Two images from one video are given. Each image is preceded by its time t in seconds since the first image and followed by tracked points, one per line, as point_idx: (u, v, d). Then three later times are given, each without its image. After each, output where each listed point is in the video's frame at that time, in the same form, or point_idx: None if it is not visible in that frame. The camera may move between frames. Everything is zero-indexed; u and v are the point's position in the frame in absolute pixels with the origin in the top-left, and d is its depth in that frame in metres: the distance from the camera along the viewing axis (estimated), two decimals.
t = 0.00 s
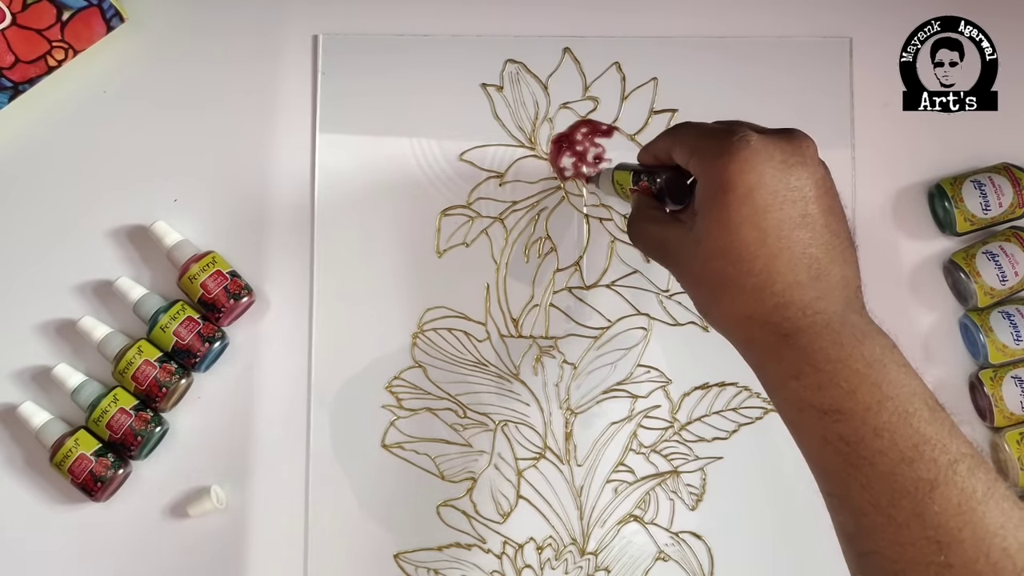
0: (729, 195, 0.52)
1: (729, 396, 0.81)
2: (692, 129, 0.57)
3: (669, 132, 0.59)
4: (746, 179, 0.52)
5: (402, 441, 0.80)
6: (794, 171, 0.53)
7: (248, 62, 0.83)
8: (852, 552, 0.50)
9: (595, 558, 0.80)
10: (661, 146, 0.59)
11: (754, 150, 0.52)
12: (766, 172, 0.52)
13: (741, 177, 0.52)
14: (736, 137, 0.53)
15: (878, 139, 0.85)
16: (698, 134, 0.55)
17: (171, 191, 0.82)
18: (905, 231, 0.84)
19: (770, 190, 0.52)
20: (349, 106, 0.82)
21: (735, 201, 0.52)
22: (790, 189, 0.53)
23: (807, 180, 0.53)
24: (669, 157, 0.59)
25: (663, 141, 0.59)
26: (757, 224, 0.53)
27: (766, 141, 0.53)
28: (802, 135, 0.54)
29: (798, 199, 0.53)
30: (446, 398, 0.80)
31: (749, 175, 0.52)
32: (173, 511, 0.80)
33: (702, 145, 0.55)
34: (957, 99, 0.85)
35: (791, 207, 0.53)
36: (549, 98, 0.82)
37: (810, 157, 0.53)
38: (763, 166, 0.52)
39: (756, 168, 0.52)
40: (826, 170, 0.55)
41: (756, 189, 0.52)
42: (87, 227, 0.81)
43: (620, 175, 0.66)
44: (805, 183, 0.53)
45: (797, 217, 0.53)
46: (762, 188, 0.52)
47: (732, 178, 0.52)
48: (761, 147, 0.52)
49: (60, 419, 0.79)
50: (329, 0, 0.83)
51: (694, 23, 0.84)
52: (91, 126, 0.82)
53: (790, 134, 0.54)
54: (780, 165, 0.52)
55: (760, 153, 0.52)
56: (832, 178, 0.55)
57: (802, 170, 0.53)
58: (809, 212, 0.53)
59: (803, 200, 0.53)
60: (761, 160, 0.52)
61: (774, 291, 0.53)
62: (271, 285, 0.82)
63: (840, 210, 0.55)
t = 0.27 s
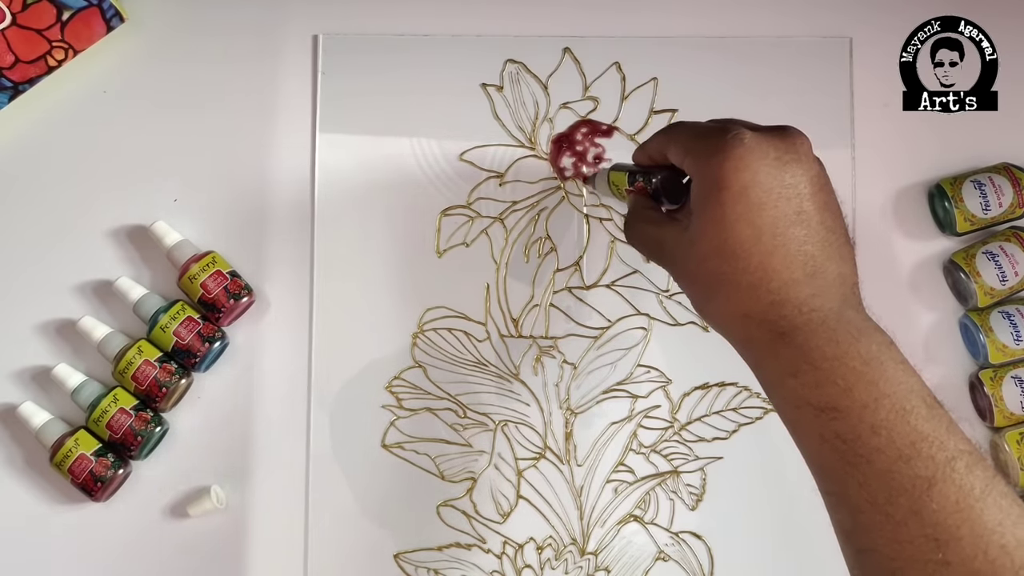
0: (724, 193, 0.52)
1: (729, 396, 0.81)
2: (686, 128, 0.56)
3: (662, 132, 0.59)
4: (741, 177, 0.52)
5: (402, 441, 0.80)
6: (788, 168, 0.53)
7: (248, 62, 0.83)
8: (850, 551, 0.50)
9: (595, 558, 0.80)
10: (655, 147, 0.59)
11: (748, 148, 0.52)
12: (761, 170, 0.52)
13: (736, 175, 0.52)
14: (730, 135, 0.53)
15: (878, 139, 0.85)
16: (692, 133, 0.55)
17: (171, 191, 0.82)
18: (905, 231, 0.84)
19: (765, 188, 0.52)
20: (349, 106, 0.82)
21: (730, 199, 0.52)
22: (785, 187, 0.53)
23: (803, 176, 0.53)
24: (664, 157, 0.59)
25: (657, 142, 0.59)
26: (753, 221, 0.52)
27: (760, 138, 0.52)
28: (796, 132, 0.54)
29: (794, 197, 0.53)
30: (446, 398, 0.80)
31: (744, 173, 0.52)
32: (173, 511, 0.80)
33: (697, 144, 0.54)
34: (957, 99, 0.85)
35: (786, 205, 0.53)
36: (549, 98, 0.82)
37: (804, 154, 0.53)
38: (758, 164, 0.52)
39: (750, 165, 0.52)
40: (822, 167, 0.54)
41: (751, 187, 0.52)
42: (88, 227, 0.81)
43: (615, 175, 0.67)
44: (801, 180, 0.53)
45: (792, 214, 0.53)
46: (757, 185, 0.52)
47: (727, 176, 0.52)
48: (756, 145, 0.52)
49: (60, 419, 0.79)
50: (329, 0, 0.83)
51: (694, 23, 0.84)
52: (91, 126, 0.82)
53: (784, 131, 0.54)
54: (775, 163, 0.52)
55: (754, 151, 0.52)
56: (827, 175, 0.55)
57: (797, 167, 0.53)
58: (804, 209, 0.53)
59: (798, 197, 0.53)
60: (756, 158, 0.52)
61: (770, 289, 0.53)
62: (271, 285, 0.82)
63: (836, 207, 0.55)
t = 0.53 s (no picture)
0: (716, 189, 0.52)
1: (729, 396, 0.81)
2: (678, 123, 0.56)
3: (656, 127, 0.59)
4: (732, 173, 0.52)
5: (402, 441, 0.80)
6: (780, 164, 0.53)
7: (248, 62, 0.83)
8: (841, 547, 0.50)
9: (595, 558, 0.80)
10: (648, 143, 0.59)
11: (740, 144, 0.52)
12: (753, 166, 0.52)
13: (728, 171, 0.52)
14: (722, 131, 0.53)
15: (878, 139, 0.85)
16: (684, 128, 0.55)
17: (171, 191, 0.82)
18: (904, 230, 0.84)
19: (756, 185, 0.52)
20: (349, 106, 0.82)
21: (721, 195, 0.52)
22: (776, 184, 0.53)
23: (794, 173, 0.53)
24: (657, 152, 0.59)
25: (650, 138, 0.59)
26: (744, 218, 0.53)
27: (752, 135, 0.53)
28: (788, 128, 0.54)
29: (785, 194, 0.53)
30: (447, 398, 0.80)
31: (735, 169, 0.52)
32: (173, 511, 0.80)
33: (689, 139, 0.54)
34: (957, 99, 0.85)
35: (777, 201, 0.53)
36: (549, 98, 0.82)
37: (797, 151, 0.54)
38: (749, 160, 0.52)
39: (742, 162, 0.52)
40: (814, 163, 0.55)
41: (743, 184, 0.52)
42: (87, 227, 0.81)
43: (611, 170, 0.66)
44: (793, 176, 0.53)
45: (784, 211, 0.53)
46: (748, 182, 0.52)
47: (719, 172, 0.52)
48: (747, 141, 0.52)
49: (60, 419, 0.79)
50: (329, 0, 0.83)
51: (694, 23, 0.84)
52: (91, 126, 0.82)
53: (776, 128, 0.54)
54: (767, 159, 0.53)
55: (746, 147, 0.52)
56: (820, 171, 0.55)
57: (789, 164, 0.53)
58: (795, 206, 0.54)
59: (790, 194, 0.53)
60: (747, 154, 0.52)
61: (761, 286, 0.54)
62: (271, 285, 0.82)
63: (827, 204, 0.55)
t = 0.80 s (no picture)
0: (711, 182, 0.52)
1: (729, 396, 0.81)
2: (675, 114, 0.56)
3: (654, 112, 0.59)
4: (728, 167, 0.51)
5: (402, 441, 0.80)
6: (777, 158, 0.52)
7: (248, 62, 0.83)
8: (832, 540, 0.50)
9: (595, 558, 0.80)
10: (645, 126, 0.59)
11: (737, 137, 0.51)
12: (749, 160, 0.52)
13: (723, 165, 0.51)
14: (719, 124, 0.52)
15: (878, 139, 0.85)
16: (680, 120, 0.55)
17: (171, 191, 0.82)
18: (904, 230, 0.84)
19: (753, 178, 0.52)
20: (349, 106, 0.82)
21: (717, 189, 0.52)
22: (773, 178, 0.52)
23: (791, 168, 0.53)
24: (653, 137, 0.59)
25: (648, 122, 0.59)
26: (739, 212, 0.52)
27: (749, 128, 0.52)
28: (786, 121, 0.54)
29: (781, 188, 0.53)
30: (446, 398, 0.80)
31: (731, 163, 0.51)
32: (173, 511, 0.80)
33: (686, 130, 0.54)
34: (957, 99, 0.85)
35: (773, 195, 0.53)
36: (549, 98, 0.82)
37: (794, 144, 0.53)
38: (746, 154, 0.51)
39: (738, 155, 0.51)
40: (812, 157, 0.54)
41: (738, 178, 0.52)
42: (87, 227, 0.81)
43: (603, 154, 0.66)
44: (789, 171, 0.53)
45: (779, 206, 0.53)
46: (744, 176, 0.52)
47: (715, 166, 0.51)
48: (745, 134, 0.52)
49: (60, 419, 0.79)
50: (329, 0, 0.83)
51: (694, 23, 0.84)
52: (90, 126, 0.82)
53: (774, 120, 0.53)
54: (764, 153, 0.52)
55: (743, 140, 0.51)
56: (817, 166, 0.54)
57: (786, 158, 0.53)
58: (792, 200, 0.53)
59: (786, 188, 0.53)
60: (744, 147, 0.51)
61: (755, 280, 0.53)
62: (271, 285, 0.82)
63: (823, 198, 0.55)
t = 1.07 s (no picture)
0: (698, 176, 0.52)
1: (729, 396, 0.81)
2: (660, 112, 0.57)
3: (640, 114, 0.59)
4: (713, 162, 0.52)
5: (402, 441, 0.80)
6: (761, 153, 0.53)
7: (248, 61, 0.83)
8: (822, 534, 0.50)
9: (595, 558, 0.80)
10: (632, 128, 0.59)
11: (721, 132, 0.52)
12: (734, 155, 0.53)
13: (709, 159, 0.52)
14: (704, 120, 0.53)
15: (878, 139, 0.85)
16: (665, 117, 0.56)
17: (171, 191, 0.82)
18: (904, 230, 0.84)
19: (738, 173, 0.53)
20: (349, 106, 0.82)
21: (703, 183, 0.52)
22: (757, 172, 0.53)
23: (775, 162, 0.54)
24: (641, 140, 0.59)
25: (634, 124, 0.59)
26: (725, 206, 0.53)
27: (733, 123, 0.53)
28: (770, 117, 0.55)
29: (766, 182, 0.54)
30: (447, 398, 0.80)
31: (716, 158, 0.52)
32: (173, 511, 0.80)
33: (671, 127, 0.55)
34: (957, 99, 0.85)
35: (758, 189, 0.54)
36: (549, 98, 0.82)
37: (778, 140, 0.54)
38: (730, 150, 0.52)
39: (722, 150, 0.52)
40: (795, 152, 0.55)
41: (723, 172, 0.52)
42: (87, 227, 0.81)
43: (597, 158, 0.65)
44: (774, 165, 0.54)
45: (765, 199, 0.54)
46: (729, 170, 0.52)
47: (700, 161, 0.52)
48: (728, 130, 0.53)
49: (60, 419, 0.79)
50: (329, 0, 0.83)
51: (695, 23, 0.84)
52: (90, 125, 0.82)
53: (757, 116, 0.55)
54: (748, 148, 0.53)
55: (727, 136, 0.52)
56: (801, 161, 0.56)
57: (770, 152, 0.54)
58: (776, 194, 0.54)
59: (771, 182, 0.54)
60: (728, 143, 0.52)
61: (741, 274, 0.54)
62: (271, 285, 0.82)
63: (807, 193, 0.56)
